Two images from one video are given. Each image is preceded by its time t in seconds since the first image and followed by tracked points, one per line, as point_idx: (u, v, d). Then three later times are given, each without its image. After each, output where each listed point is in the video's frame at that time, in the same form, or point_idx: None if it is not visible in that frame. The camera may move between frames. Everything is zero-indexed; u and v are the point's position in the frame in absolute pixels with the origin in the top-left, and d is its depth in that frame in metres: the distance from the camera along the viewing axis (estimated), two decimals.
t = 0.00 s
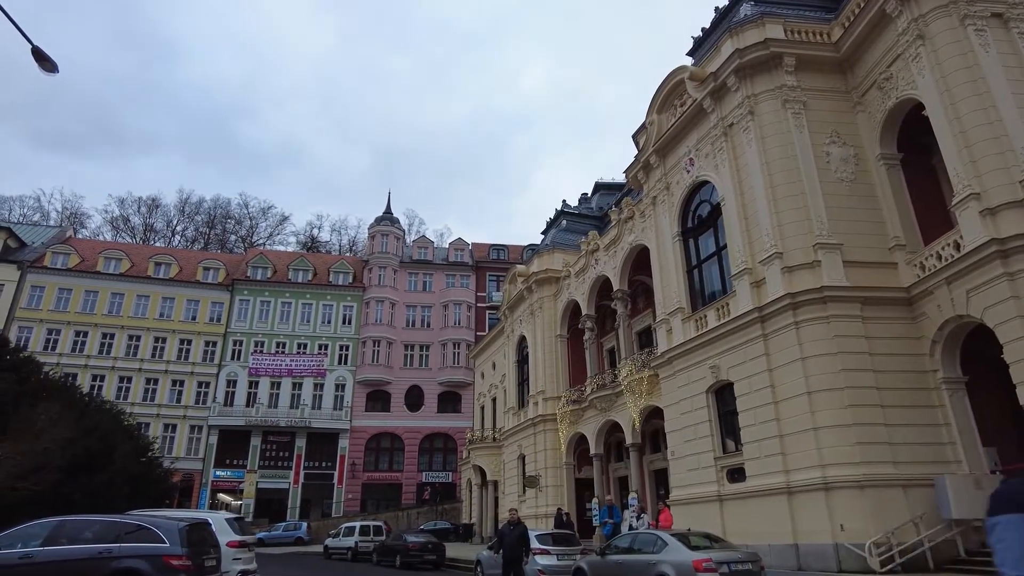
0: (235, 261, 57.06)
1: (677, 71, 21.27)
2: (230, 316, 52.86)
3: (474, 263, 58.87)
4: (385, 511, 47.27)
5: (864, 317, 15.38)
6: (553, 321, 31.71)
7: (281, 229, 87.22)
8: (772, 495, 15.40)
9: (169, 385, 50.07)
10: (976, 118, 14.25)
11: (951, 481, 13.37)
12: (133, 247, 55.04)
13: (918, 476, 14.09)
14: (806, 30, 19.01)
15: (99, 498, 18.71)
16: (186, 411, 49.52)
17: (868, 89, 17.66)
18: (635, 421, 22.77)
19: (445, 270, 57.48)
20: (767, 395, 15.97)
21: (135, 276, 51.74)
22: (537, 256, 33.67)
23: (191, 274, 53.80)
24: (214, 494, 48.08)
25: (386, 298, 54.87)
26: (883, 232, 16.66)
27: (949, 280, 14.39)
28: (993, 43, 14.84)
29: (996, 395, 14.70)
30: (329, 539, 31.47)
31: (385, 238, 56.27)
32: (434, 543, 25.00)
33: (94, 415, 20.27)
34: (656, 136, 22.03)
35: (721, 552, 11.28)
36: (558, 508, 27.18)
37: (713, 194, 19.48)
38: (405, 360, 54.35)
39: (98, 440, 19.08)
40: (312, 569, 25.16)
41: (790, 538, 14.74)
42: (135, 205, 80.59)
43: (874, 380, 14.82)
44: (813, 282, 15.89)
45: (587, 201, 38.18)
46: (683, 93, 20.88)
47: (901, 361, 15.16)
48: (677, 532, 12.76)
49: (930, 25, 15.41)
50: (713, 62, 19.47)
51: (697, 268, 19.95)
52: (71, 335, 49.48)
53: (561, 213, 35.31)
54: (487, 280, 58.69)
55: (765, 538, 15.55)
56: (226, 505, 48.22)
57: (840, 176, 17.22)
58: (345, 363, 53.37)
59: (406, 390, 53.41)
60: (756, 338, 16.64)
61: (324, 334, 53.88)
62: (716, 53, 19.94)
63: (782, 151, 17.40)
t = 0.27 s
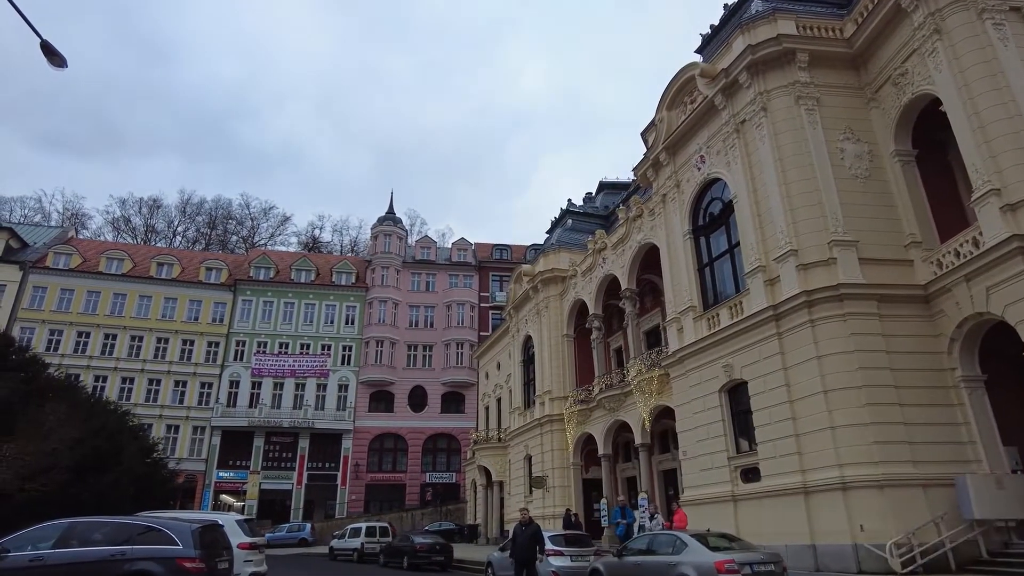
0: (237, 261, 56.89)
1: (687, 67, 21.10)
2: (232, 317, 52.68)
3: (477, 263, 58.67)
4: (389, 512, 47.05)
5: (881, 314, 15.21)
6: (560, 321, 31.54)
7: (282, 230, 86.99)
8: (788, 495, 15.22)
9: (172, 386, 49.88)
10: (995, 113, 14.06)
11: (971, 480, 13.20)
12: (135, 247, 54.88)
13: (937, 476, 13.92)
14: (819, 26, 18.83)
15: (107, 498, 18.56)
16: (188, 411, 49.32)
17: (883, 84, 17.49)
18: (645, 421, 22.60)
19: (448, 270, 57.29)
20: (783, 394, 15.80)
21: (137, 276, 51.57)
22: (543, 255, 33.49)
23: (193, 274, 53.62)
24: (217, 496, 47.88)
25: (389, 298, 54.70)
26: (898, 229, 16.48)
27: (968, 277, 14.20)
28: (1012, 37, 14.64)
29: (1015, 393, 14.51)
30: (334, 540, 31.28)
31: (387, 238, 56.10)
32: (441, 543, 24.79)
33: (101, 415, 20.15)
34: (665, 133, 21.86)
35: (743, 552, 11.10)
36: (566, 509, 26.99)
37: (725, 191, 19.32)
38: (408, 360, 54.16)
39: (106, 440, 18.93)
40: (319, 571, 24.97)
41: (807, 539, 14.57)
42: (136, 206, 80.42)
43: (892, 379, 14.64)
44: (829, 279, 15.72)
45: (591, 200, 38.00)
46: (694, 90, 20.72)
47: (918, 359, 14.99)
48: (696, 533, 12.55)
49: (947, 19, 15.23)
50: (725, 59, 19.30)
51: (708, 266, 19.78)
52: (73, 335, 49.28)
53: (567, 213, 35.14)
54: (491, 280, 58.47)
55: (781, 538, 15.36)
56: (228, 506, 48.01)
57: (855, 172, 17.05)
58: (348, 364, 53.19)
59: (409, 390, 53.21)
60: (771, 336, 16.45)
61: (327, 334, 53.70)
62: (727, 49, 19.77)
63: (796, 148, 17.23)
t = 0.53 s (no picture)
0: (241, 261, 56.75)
1: (699, 63, 20.90)
2: (236, 316, 52.54)
3: (482, 262, 58.49)
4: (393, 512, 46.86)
5: (899, 312, 15.02)
6: (567, 320, 31.36)
7: (285, 229, 86.84)
8: (805, 494, 15.03)
9: (175, 385, 49.74)
10: (1017, 107, 13.84)
11: (993, 480, 13.01)
12: (138, 247, 54.76)
13: (958, 475, 13.74)
14: (833, 21, 18.64)
15: (115, 499, 18.41)
16: (192, 411, 49.18)
17: (899, 80, 17.29)
18: (655, 420, 22.42)
19: (452, 269, 57.12)
20: (799, 392, 15.61)
21: (140, 276, 51.44)
22: (549, 254, 33.32)
23: (196, 274, 53.49)
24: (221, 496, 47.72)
25: (393, 297, 54.55)
26: (915, 226, 16.30)
27: (988, 274, 14.01)
28: None
29: None
30: (340, 540, 31.10)
31: (391, 238, 55.96)
32: (449, 544, 24.61)
33: (109, 415, 20.03)
34: (677, 130, 21.68)
35: (765, 553, 10.90)
36: (574, 509, 26.81)
37: (738, 188, 19.15)
38: (412, 360, 53.99)
39: (114, 440, 18.80)
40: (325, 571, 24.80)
41: (825, 539, 14.39)
42: (138, 206, 80.30)
43: (911, 377, 14.46)
44: (846, 276, 15.53)
45: (597, 199, 37.84)
46: (705, 86, 20.54)
47: (937, 357, 14.81)
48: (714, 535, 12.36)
49: (967, 12, 15.02)
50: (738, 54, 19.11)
51: (721, 263, 19.61)
52: (77, 335, 49.13)
53: (573, 211, 34.95)
54: (495, 280, 58.28)
55: (798, 538, 15.19)
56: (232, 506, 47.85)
57: (871, 169, 16.86)
58: (352, 363, 53.03)
59: (413, 390, 53.03)
60: (787, 334, 16.26)
61: (331, 334, 53.56)
62: (739, 45, 19.58)
63: (811, 144, 17.04)
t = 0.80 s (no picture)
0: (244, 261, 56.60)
1: (709, 60, 20.72)
2: (239, 317, 52.40)
3: (485, 263, 58.32)
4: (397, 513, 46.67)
5: (916, 310, 14.83)
6: (574, 320, 31.18)
7: (287, 230, 86.70)
8: (822, 495, 14.84)
9: (178, 386, 49.57)
10: None
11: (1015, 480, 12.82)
12: (141, 247, 54.63)
13: (978, 475, 13.56)
14: (846, 17, 18.46)
15: (122, 499, 18.25)
16: (195, 412, 49.00)
17: (914, 76, 17.10)
18: (665, 421, 22.23)
19: (455, 270, 56.96)
20: (814, 391, 15.43)
21: (143, 276, 51.30)
22: (555, 253, 33.15)
23: (199, 274, 53.33)
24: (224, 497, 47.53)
25: (397, 298, 54.42)
26: (932, 223, 16.11)
27: (1008, 272, 13.82)
28: None
29: None
30: (346, 541, 30.89)
31: (395, 238, 55.81)
32: (457, 545, 24.41)
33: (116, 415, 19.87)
34: (687, 127, 21.52)
35: (787, 553, 10.70)
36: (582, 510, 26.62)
37: (750, 185, 18.97)
38: (415, 361, 53.81)
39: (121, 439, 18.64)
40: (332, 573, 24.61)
41: (842, 540, 14.20)
42: (140, 206, 80.18)
43: (929, 375, 14.27)
44: (862, 274, 15.35)
45: (602, 198, 37.67)
46: (716, 83, 20.38)
47: (955, 355, 14.62)
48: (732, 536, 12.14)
49: (984, 7, 14.84)
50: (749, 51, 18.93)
51: (733, 262, 19.42)
52: (80, 336, 48.96)
53: (579, 211, 34.79)
54: (498, 280, 58.11)
55: (814, 539, 15.00)
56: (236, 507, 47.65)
57: (886, 166, 16.68)
58: (355, 364, 52.87)
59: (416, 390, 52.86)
60: (802, 332, 16.05)
61: (335, 334, 53.40)
62: (751, 41, 19.40)
63: (825, 141, 16.86)
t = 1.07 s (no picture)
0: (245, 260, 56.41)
1: (718, 55, 20.50)
2: (240, 316, 52.21)
3: (487, 262, 58.10)
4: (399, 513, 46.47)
5: (931, 306, 14.64)
6: (578, 318, 31.02)
7: (288, 230, 86.45)
8: (836, 493, 14.65)
9: (180, 386, 49.37)
10: None
11: None
12: (142, 246, 54.41)
13: (995, 473, 13.40)
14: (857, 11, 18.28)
15: (126, 498, 18.06)
16: (196, 412, 48.80)
17: (926, 71, 16.92)
18: (673, 419, 22.06)
19: (457, 269, 56.74)
20: (828, 388, 15.25)
21: (144, 276, 51.08)
22: (559, 251, 32.95)
23: (200, 273, 53.11)
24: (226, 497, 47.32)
25: (398, 297, 54.22)
26: (946, 218, 15.93)
27: None
28: None
29: None
30: (349, 542, 30.68)
31: (396, 237, 55.56)
32: (463, 545, 24.22)
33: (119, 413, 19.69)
34: (695, 122, 21.32)
35: (805, 552, 10.51)
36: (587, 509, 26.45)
37: (760, 181, 18.79)
38: (417, 360, 53.61)
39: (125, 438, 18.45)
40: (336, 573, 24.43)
41: (857, 539, 14.02)
42: (140, 206, 79.95)
43: (945, 372, 14.09)
44: (876, 269, 15.16)
45: (605, 196, 37.47)
46: (725, 78, 20.19)
47: (971, 352, 14.44)
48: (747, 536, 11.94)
49: None
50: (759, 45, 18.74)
51: (743, 258, 19.24)
52: (81, 335, 48.74)
53: (582, 209, 34.58)
54: (500, 279, 57.89)
55: (827, 539, 14.82)
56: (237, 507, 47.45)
57: (898, 161, 16.51)
58: (357, 363, 52.70)
59: (418, 390, 52.65)
60: (815, 329, 15.85)
61: (336, 333, 53.22)
62: (760, 36, 19.20)
63: (837, 136, 16.67)
